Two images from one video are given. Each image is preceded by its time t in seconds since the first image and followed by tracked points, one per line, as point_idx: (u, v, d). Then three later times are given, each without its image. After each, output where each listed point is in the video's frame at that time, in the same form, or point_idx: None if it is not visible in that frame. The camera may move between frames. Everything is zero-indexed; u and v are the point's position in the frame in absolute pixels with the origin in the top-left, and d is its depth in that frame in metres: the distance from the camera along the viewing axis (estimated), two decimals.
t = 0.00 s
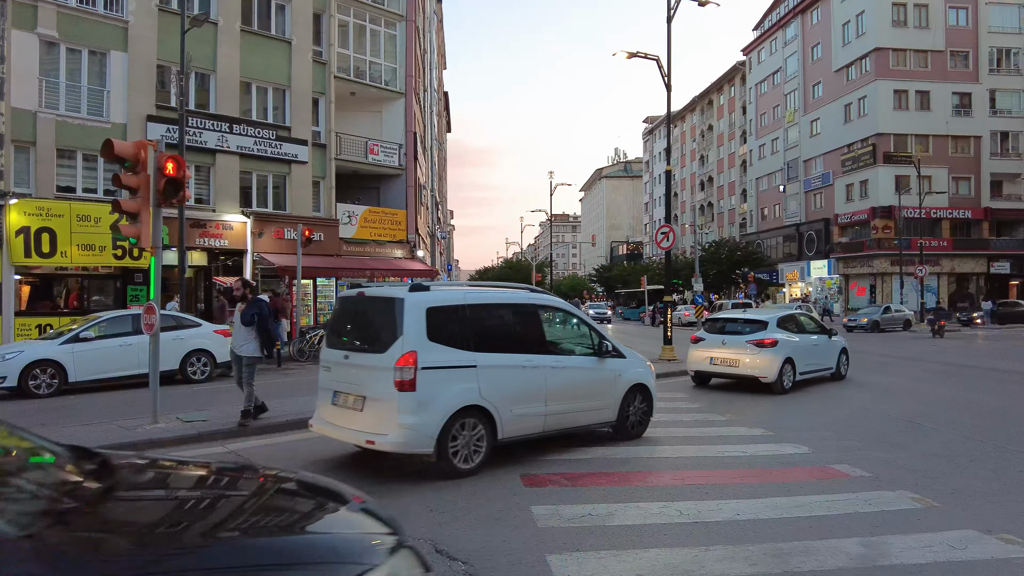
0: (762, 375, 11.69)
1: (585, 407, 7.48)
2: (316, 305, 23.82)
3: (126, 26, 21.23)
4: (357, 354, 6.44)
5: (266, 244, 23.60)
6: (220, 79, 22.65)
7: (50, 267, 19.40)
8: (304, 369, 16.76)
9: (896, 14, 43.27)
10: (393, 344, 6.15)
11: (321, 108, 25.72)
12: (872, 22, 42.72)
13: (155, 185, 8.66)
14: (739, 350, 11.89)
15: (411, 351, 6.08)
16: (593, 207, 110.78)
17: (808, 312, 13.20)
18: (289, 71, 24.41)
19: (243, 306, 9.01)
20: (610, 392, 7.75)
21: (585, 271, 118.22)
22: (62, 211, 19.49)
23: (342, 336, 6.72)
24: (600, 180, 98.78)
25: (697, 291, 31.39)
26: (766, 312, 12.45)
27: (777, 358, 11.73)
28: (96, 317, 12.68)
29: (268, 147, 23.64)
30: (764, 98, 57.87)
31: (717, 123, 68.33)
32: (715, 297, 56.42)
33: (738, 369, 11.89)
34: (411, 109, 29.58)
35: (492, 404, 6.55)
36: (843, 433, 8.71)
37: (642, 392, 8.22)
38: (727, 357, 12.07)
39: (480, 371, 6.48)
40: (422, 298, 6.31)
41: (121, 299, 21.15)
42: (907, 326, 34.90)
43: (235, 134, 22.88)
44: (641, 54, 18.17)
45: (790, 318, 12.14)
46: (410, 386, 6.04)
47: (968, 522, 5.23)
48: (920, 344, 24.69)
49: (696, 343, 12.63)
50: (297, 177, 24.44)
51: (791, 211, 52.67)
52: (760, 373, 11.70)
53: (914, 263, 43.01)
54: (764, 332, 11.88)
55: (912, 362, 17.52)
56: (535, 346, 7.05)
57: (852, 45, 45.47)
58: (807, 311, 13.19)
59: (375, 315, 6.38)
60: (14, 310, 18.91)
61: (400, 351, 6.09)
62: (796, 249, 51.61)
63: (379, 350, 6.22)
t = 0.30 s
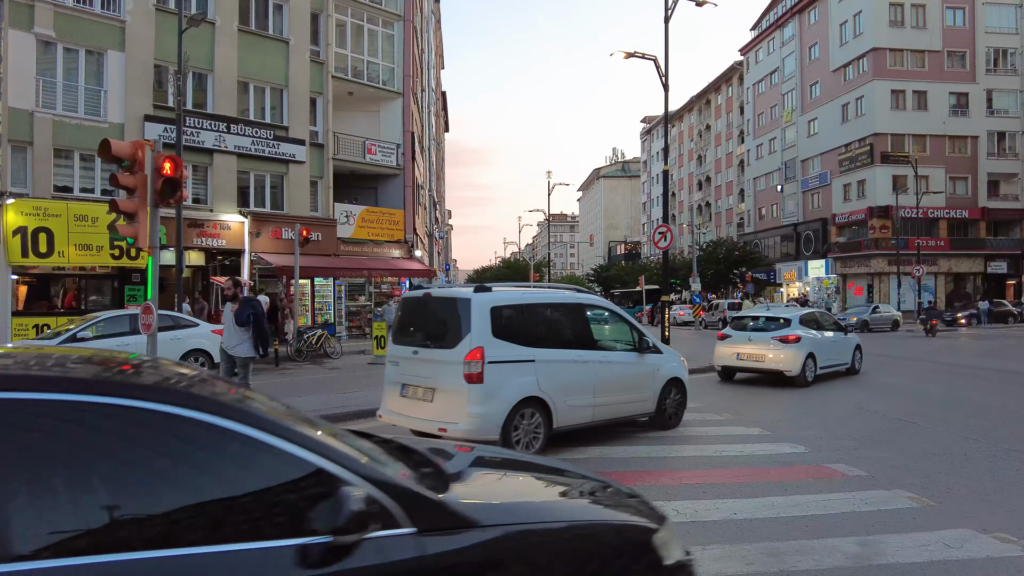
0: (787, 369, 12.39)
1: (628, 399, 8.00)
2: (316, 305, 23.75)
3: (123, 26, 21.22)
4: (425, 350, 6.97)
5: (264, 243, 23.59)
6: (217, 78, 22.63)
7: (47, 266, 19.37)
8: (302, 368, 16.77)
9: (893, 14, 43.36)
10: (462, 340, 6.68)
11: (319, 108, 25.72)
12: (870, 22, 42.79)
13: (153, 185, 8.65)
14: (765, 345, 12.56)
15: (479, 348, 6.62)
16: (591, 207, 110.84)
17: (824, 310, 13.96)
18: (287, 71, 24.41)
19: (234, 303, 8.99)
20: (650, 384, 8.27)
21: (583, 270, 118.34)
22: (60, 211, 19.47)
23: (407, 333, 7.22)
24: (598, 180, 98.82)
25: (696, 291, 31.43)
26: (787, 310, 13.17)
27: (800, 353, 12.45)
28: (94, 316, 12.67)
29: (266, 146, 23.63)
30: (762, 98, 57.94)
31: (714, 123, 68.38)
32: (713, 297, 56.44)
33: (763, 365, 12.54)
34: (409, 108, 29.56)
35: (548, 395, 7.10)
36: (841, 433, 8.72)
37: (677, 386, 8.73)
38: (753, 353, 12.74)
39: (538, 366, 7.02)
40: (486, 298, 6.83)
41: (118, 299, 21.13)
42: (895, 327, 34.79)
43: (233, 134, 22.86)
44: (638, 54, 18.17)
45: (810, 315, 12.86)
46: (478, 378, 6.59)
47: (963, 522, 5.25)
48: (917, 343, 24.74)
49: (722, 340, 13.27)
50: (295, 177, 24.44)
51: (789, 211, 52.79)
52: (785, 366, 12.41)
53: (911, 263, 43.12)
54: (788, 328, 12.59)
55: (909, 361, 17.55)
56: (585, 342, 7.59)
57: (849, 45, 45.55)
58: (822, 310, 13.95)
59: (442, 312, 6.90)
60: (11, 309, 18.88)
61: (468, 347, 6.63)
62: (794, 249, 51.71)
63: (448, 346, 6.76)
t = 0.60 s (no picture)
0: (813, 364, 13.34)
1: (670, 393, 8.57)
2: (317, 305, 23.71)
3: (125, 26, 21.23)
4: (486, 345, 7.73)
5: (264, 243, 23.60)
6: (218, 78, 22.66)
7: (49, 265, 19.41)
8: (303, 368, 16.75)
9: (894, 13, 43.37)
10: (525, 336, 7.41)
11: (320, 107, 25.73)
12: (871, 21, 42.74)
13: (154, 184, 8.66)
14: (792, 342, 13.51)
15: (538, 342, 7.36)
16: (592, 207, 110.66)
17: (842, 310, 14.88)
18: (288, 70, 24.42)
19: (227, 302, 8.96)
20: (688, 378, 8.79)
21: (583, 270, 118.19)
22: (62, 210, 19.51)
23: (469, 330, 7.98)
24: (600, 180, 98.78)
25: (696, 291, 31.39)
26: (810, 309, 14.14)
27: (824, 349, 13.41)
28: (95, 316, 12.68)
29: (267, 146, 23.65)
30: (763, 97, 57.88)
31: (716, 123, 68.35)
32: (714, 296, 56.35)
33: (790, 359, 13.49)
34: (410, 108, 29.54)
35: (599, 387, 7.79)
36: (843, 432, 8.73)
37: (713, 380, 9.23)
38: (781, 349, 13.68)
39: (591, 360, 7.72)
40: (545, 297, 7.56)
41: (119, 298, 21.17)
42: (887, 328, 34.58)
43: (234, 134, 22.88)
44: (639, 53, 18.19)
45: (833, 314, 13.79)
46: (539, 371, 7.33)
47: (963, 521, 5.26)
48: (919, 343, 24.69)
49: (751, 337, 14.21)
50: (296, 176, 24.43)
51: (790, 210, 52.76)
52: (811, 361, 13.35)
53: (912, 263, 43.09)
54: (812, 326, 13.56)
55: (911, 360, 17.51)
56: (630, 339, 8.16)
57: (850, 44, 45.57)
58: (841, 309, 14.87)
59: (503, 310, 7.64)
60: (13, 309, 18.89)
61: (530, 342, 7.37)
62: (795, 248, 51.70)
63: (510, 341, 7.49)
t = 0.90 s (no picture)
0: (838, 359, 13.95)
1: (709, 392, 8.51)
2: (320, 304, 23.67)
3: (128, 25, 21.27)
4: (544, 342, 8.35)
5: (267, 243, 23.62)
6: (222, 77, 22.69)
7: (53, 265, 19.45)
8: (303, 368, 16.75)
9: (898, 13, 43.28)
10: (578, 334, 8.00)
11: (323, 107, 25.73)
12: (874, 20, 42.67)
13: (158, 183, 8.67)
14: (819, 338, 14.10)
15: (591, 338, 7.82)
16: (594, 206, 110.51)
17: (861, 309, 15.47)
18: (291, 70, 24.43)
19: (221, 300, 8.78)
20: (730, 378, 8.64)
21: (587, 269, 118.12)
22: (65, 209, 19.53)
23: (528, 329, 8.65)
24: (602, 179, 98.68)
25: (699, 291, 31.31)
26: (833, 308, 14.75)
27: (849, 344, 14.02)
28: (99, 315, 12.69)
29: (270, 145, 23.68)
30: (766, 97, 57.80)
31: (718, 123, 68.25)
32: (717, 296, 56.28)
33: (816, 355, 14.09)
34: (413, 107, 29.52)
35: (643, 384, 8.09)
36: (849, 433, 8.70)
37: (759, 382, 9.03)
38: (807, 344, 14.28)
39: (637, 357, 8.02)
40: (601, 296, 8.09)
41: (123, 297, 21.21)
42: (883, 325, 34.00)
43: (237, 133, 22.91)
44: (642, 53, 18.17)
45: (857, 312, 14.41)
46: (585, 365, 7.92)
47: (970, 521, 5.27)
48: (923, 344, 24.61)
49: (778, 334, 14.82)
50: (299, 176, 24.45)
51: (792, 210, 52.66)
52: (836, 356, 13.95)
53: (915, 263, 43.03)
54: (837, 323, 14.18)
55: (915, 361, 17.45)
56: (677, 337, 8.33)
57: (853, 44, 45.49)
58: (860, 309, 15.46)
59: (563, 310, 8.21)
60: (17, 308, 18.95)
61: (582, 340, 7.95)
62: (798, 248, 51.63)
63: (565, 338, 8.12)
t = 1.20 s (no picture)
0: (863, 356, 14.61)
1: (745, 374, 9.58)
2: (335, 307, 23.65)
3: (132, 25, 21.30)
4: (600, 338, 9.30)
5: (271, 242, 23.60)
6: (226, 76, 22.70)
7: (57, 264, 19.47)
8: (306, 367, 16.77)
9: (902, 12, 43.13)
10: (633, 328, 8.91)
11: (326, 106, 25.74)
12: (878, 19, 42.56)
13: (161, 183, 8.67)
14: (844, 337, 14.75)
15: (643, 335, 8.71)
16: (597, 204, 110.42)
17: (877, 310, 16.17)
18: (294, 69, 24.44)
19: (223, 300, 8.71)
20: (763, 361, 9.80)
21: (589, 268, 118.17)
22: (69, 209, 19.55)
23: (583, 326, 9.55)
24: (606, 178, 98.58)
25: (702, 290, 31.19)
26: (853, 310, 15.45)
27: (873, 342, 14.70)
28: (102, 314, 12.71)
29: (274, 145, 23.70)
30: (770, 96, 57.68)
31: (722, 122, 68.15)
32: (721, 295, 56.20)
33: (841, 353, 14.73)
34: (416, 106, 29.50)
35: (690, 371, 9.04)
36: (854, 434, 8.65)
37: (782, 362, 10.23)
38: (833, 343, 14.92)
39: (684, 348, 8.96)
40: (650, 297, 8.95)
41: (128, 296, 21.25)
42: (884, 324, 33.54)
43: (241, 133, 22.93)
44: (647, 52, 18.13)
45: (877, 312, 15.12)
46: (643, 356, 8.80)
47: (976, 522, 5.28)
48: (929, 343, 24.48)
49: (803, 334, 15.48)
50: (302, 176, 24.48)
51: (796, 210, 52.55)
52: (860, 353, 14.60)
53: (920, 262, 42.94)
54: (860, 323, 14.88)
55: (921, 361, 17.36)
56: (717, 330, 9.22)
57: (857, 43, 45.38)
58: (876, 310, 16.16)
59: (618, 309, 9.09)
60: (23, 308, 19.04)
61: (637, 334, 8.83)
62: (802, 247, 51.51)
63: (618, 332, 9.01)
